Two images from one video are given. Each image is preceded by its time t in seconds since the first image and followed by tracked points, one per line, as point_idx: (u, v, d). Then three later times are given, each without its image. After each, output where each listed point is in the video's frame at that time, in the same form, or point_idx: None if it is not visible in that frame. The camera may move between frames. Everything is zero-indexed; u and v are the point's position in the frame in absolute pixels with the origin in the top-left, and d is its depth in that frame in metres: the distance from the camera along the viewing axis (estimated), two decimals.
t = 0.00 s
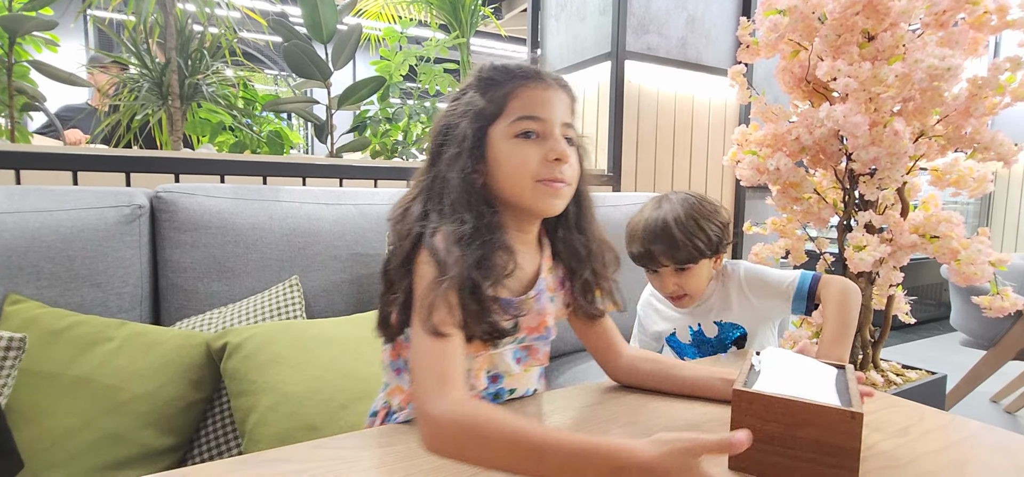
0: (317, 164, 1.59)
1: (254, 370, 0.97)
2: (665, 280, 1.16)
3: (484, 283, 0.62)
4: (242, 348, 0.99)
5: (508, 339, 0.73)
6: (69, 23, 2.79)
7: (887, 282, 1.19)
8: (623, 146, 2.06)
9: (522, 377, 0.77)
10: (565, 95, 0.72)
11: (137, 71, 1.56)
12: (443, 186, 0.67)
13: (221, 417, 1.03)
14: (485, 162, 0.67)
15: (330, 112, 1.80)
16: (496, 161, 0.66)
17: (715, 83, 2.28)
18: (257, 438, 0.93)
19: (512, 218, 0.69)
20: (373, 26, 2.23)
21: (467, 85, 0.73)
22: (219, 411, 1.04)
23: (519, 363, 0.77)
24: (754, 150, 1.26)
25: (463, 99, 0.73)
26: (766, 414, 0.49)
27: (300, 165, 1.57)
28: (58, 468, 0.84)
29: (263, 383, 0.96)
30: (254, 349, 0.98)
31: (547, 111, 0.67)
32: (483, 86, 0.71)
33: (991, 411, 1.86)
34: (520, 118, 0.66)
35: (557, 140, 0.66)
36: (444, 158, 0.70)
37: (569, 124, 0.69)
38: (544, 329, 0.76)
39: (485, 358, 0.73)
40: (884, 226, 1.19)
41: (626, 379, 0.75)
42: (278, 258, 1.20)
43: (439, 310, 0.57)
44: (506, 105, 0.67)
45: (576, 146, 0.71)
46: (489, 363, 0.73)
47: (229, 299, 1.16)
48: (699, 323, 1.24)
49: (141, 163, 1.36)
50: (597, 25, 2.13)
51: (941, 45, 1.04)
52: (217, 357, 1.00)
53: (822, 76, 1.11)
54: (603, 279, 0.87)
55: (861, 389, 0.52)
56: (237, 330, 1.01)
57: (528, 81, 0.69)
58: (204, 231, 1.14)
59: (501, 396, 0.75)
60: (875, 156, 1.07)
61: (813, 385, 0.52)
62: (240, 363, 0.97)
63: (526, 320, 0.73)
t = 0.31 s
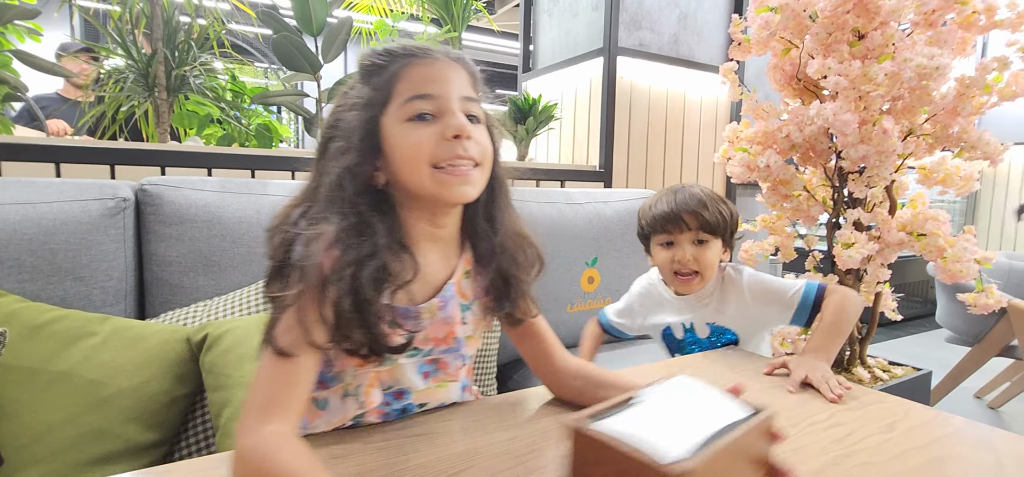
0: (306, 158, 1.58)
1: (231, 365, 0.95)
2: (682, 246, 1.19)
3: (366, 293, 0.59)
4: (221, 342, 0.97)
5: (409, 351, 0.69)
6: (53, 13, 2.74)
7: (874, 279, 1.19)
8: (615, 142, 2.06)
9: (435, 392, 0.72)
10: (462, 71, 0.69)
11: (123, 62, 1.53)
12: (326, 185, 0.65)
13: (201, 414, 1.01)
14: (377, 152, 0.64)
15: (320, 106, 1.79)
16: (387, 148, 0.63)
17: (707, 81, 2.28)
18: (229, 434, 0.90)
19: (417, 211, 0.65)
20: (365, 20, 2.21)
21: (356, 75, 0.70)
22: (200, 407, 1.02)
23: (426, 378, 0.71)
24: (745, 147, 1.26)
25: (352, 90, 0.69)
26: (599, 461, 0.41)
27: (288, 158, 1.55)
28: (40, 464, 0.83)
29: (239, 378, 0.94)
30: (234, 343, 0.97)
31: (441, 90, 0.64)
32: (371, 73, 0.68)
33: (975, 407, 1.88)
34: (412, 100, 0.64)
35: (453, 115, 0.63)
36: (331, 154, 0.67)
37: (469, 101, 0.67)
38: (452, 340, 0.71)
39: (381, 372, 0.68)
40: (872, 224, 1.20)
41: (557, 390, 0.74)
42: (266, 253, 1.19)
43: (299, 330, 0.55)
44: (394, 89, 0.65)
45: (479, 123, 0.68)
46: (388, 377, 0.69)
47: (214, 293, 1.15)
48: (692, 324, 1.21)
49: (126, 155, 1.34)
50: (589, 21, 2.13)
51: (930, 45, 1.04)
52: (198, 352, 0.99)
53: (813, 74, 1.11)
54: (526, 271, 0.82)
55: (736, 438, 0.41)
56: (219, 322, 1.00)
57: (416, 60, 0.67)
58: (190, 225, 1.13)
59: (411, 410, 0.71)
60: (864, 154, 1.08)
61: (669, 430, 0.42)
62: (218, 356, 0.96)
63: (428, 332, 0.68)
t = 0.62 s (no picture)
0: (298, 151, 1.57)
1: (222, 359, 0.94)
2: (618, 238, 1.17)
3: (316, 288, 0.61)
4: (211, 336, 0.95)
5: (392, 345, 0.71)
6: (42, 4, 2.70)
7: (865, 278, 1.20)
8: (609, 139, 2.06)
9: (419, 392, 0.73)
10: (469, 61, 0.69)
11: (112, 53, 1.51)
12: (323, 171, 0.69)
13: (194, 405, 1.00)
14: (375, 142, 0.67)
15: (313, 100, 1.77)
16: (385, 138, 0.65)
17: (702, 78, 2.29)
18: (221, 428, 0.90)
19: (416, 204, 0.66)
20: (358, 13, 2.19)
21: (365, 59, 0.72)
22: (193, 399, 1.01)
23: (410, 377, 0.73)
24: (739, 145, 1.26)
25: (359, 77, 0.72)
26: None
27: (279, 152, 1.54)
28: (26, 458, 0.82)
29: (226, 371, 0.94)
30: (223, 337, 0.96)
31: (443, 80, 0.65)
32: (376, 62, 0.70)
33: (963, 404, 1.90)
34: (412, 89, 0.64)
35: (449, 107, 0.63)
36: (332, 141, 0.70)
37: (471, 92, 0.66)
38: (438, 342, 0.72)
39: (367, 362, 0.71)
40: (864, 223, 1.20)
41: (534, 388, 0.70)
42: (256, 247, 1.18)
43: (245, 312, 0.62)
44: (398, 78, 0.66)
45: (484, 116, 0.68)
46: (371, 370, 0.72)
47: (203, 287, 1.14)
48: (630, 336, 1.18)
49: (114, 146, 1.32)
50: (585, 17, 2.12)
51: (923, 44, 1.04)
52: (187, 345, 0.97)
53: (807, 73, 1.11)
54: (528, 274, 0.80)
55: None
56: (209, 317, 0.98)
57: (424, 49, 0.68)
58: (179, 219, 1.12)
59: (394, 407, 0.74)
60: (856, 153, 1.08)
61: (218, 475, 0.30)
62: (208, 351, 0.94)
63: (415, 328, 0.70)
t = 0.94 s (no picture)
0: (298, 148, 1.57)
1: (223, 355, 0.94)
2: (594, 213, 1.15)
3: (409, 273, 0.64)
4: (212, 331, 0.97)
5: (469, 328, 0.73)
6: None
7: (863, 278, 1.20)
8: (609, 138, 2.06)
9: (495, 372, 0.76)
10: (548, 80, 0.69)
11: (113, 48, 1.51)
12: (408, 174, 0.70)
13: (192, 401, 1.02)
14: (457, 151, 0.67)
15: (313, 96, 1.77)
16: (467, 151, 0.66)
17: (702, 78, 2.29)
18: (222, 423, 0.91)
19: (485, 206, 0.68)
20: (359, 10, 2.19)
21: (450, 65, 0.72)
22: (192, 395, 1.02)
23: (487, 357, 0.75)
24: (738, 145, 1.26)
25: (443, 82, 0.72)
26: None
27: (280, 148, 1.54)
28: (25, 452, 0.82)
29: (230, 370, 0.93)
30: (224, 332, 0.97)
31: (525, 100, 0.65)
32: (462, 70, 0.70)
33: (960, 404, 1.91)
34: (494, 108, 0.65)
35: (530, 128, 0.63)
36: (416, 145, 0.72)
37: (550, 112, 0.67)
38: (510, 324, 0.74)
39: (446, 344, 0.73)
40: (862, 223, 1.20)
41: (569, 388, 0.70)
42: (256, 243, 1.18)
43: (343, 298, 0.64)
44: (481, 94, 0.66)
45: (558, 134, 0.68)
46: (452, 352, 0.73)
47: (204, 283, 1.14)
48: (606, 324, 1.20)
49: (114, 141, 1.33)
50: (585, 16, 2.12)
51: (923, 46, 1.04)
52: (188, 341, 0.99)
53: (806, 73, 1.11)
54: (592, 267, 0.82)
55: None
56: (209, 312, 1.00)
57: (507, 69, 0.67)
58: (179, 214, 1.12)
59: (473, 387, 0.75)
60: (855, 153, 1.08)
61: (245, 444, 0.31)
62: (208, 347, 0.96)
63: (487, 313, 0.73)
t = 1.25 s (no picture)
0: (302, 143, 1.57)
1: (228, 349, 0.95)
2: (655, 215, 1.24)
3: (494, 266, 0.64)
4: (218, 326, 0.97)
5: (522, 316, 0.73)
6: None
7: (865, 279, 1.20)
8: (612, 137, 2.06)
9: (537, 357, 0.77)
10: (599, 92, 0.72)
11: (117, 42, 1.51)
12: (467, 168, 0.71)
13: (195, 395, 1.03)
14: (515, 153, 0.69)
15: (316, 93, 1.77)
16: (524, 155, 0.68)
17: (705, 78, 2.29)
18: (226, 417, 0.91)
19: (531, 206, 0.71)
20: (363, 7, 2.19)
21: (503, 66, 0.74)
22: (195, 389, 1.03)
23: (533, 342, 0.76)
24: (741, 145, 1.26)
25: (499, 80, 0.74)
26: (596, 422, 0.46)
27: (283, 143, 1.54)
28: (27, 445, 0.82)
29: (237, 362, 0.95)
30: (230, 327, 0.97)
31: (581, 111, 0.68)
32: (521, 72, 0.71)
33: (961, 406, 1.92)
34: (552, 116, 0.67)
35: (585, 140, 0.67)
36: (471, 142, 0.73)
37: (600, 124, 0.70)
38: (557, 308, 0.76)
39: (496, 333, 0.73)
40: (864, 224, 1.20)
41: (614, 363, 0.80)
42: (259, 238, 1.18)
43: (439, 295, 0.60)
44: (541, 100, 0.68)
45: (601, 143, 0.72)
46: (502, 340, 0.74)
47: (208, 277, 1.14)
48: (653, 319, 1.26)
49: (117, 135, 1.32)
50: (589, 14, 2.12)
51: (927, 47, 1.05)
52: (193, 336, 0.99)
53: (810, 73, 1.11)
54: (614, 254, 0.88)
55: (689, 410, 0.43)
56: (214, 306, 1.00)
57: (564, 77, 0.69)
58: (183, 208, 1.12)
59: (517, 374, 0.76)
60: (858, 154, 1.08)
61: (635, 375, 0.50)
62: (215, 341, 0.96)
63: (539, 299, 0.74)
